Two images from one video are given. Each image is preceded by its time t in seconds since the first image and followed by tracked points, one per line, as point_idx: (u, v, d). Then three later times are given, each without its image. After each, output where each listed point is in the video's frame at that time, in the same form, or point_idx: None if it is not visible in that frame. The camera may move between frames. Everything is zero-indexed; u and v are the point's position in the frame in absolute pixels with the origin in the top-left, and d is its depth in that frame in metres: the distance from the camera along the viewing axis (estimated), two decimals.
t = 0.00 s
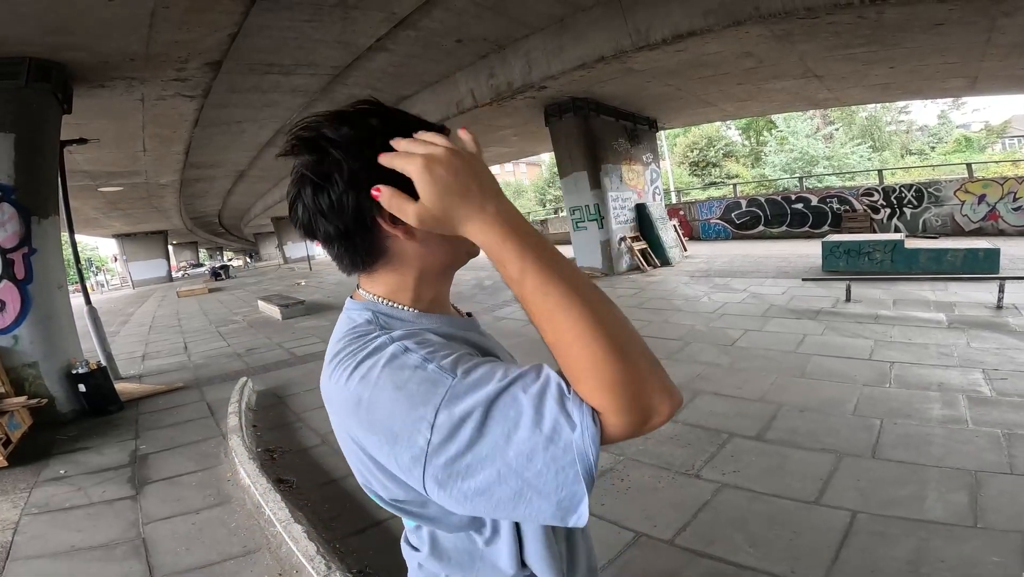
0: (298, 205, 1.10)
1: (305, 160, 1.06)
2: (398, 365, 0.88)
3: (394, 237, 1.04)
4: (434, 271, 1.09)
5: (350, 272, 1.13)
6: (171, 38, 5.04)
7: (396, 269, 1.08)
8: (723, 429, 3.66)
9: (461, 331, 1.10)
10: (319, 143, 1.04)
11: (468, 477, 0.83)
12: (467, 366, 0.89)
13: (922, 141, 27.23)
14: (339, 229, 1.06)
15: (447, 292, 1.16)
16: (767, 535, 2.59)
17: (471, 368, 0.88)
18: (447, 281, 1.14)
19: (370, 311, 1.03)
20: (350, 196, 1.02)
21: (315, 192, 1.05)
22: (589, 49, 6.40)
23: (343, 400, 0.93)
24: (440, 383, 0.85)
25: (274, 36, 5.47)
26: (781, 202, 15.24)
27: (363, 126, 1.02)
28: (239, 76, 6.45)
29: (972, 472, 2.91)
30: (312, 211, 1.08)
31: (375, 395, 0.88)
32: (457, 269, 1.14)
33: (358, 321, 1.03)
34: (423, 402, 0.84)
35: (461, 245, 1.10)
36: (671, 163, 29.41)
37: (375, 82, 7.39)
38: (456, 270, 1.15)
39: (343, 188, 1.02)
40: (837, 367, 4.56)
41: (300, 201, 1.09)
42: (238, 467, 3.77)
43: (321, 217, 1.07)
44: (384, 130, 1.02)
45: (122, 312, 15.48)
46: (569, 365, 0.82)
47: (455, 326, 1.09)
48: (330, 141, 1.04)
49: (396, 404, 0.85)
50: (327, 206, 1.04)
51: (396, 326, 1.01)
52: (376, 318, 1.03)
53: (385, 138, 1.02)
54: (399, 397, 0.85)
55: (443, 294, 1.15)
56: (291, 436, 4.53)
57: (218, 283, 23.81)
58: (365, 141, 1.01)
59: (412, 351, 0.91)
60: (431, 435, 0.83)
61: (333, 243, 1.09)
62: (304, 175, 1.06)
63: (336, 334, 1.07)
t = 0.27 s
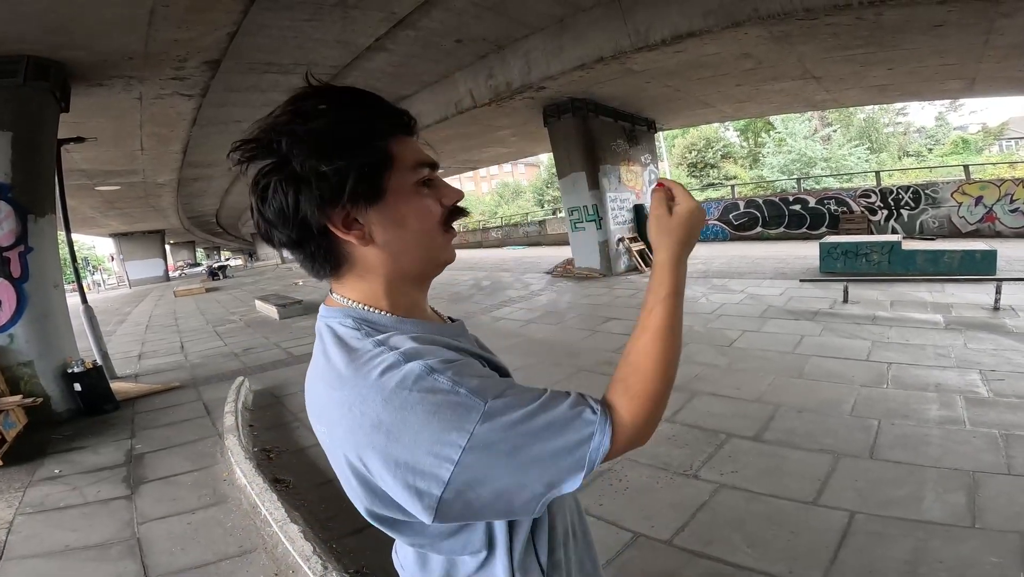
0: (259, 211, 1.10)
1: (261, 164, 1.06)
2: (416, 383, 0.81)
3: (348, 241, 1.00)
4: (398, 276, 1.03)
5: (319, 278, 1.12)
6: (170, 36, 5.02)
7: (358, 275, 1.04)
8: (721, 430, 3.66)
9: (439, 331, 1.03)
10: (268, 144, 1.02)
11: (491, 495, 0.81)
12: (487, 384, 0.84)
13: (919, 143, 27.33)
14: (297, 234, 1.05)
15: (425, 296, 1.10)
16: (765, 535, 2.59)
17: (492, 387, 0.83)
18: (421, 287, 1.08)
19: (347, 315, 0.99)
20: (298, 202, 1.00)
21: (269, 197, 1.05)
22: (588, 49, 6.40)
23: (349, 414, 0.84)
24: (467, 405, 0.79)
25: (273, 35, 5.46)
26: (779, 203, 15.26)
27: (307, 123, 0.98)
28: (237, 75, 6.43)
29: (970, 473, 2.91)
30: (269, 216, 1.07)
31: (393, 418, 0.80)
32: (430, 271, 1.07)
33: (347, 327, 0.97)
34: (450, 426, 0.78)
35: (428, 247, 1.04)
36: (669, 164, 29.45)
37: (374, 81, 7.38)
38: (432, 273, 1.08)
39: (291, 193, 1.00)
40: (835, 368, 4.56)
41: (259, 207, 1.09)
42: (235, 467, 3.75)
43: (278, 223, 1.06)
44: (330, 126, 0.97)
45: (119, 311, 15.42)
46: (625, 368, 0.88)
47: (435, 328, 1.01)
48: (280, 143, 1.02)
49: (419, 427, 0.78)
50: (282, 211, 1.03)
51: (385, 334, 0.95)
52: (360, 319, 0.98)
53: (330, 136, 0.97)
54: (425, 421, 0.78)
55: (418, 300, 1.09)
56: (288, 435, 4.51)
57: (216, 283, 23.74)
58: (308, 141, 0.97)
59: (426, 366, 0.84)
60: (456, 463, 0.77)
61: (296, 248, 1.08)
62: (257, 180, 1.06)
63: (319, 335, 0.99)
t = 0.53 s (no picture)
0: (228, 190, 1.00)
1: (242, 138, 0.95)
2: (432, 338, 0.80)
3: (336, 239, 0.95)
4: (382, 281, 1.00)
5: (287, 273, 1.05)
6: (167, 34, 5.00)
7: (340, 276, 1.00)
8: (719, 430, 3.66)
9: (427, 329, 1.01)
10: (259, 120, 0.93)
11: (530, 439, 0.79)
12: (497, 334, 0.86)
13: (916, 144, 27.41)
14: (276, 224, 0.97)
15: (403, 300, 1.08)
16: (763, 536, 2.59)
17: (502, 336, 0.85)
18: (402, 291, 1.06)
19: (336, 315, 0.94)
20: (286, 190, 0.92)
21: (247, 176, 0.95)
22: (587, 50, 6.40)
23: (372, 398, 0.79)
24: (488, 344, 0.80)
25: (272, 34, 5.44)
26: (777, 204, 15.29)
27: (311, 104, 0.90)
28: (235, 73, 6.41)
29: (967, 474, 2.91)
30: (242, 198, 0.98)
31: (420, 378, 0.77)
32: (412, 277, 1.05)
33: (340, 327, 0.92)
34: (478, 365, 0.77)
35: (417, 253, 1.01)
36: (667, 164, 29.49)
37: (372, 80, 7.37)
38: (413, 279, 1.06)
39: (277, 177, 0.92)
40: (833, 369, 4.57)
41: (231, 185, 0.99)
42: (230, 467, 3.74)
43: (253, 209, 0.97)
44: (336, 112, 0.90)
45: (116, 310, 15.38)
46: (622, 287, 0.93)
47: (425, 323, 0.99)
48: (272, 118, 0.93)
49: (448, 379, 0.76)
50: (261, 196, 0.95)
51: (381, 326, 0.92)
52: (347, 320, 0.93)
53: (335, 122, 0.90)
54: (457, 370, 0.76)
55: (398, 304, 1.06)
56: (284, 435, 4.50)
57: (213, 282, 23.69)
58: (311, 124, 0.89)
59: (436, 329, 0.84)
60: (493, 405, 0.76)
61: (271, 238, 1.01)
62: (235, 156, 0.96)
63: (318, 333, 0.92)
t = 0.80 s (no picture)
0: (238, 172, 0.91)
1: (267, 117, 0.89)
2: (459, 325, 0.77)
3: (360, 234, 0.92)
4: (392, 283, 0.98)
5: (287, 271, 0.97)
6: (171, 33, 5.01)
7: (350, 276, 0.95)
8: (721, 432, 3.64)
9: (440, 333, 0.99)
10: (291, 100, 0.89)
11: (565, 410, 0.80)
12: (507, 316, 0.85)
13: (920, 145, 27.33)
14: (291, 214, 0.90)
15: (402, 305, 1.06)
16: (765, 538, 2.58)
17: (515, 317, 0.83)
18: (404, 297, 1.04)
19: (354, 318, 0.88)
20: (316, 176, 0.87)
21: (265, 159, 0.88)
22: (590, 50, 6.39)
23: (417, 400, 0.73)
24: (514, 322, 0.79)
25: (275, 33, 5.45)
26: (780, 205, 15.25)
27: (352, 91, 0.89)
28: (237, 73, 6.41)
29: (971, 477, 2.90)
30: (255, 182, 0.90)
31: (465, 368, 0.72)
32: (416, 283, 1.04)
33: (354, 331, 0.85)
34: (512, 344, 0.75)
35: (426, 257, 1.02)
36: (669, 165, 29.46)
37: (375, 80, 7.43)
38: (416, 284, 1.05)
39: (298, 162, 0.87)
40: (836, 370, 4.55)
41: (242, 167, 0.90)
42: (230, 466, 3.75)
43: (268, 196, 0.90)
44: (374, 102, 0.90)
45: (118, 309, 15.42)
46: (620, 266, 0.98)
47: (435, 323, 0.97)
48: (307, 97, 0.89)
49: (498, 362, 0.73)
50: (282, 183, 0.88)
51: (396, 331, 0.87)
52: (360, 325, 0.87)
53: (374, 112, 0.89)
54: (502, 354, 0.73)
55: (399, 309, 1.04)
56: (285, 434, 4.50)
57: (215, 281, 23.73)
58: (352, 112, 0.88)
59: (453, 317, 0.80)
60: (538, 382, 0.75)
61: (279, 232, 0.93)
62: (255, 136, 0.89)
63: (335, 339, 0.84)
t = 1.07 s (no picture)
0: (227, 159, 0.88)
1: (262, 102, 0.86)
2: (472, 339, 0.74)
3: (358, 232, 0.90)
4: (390, 286, 0.96)
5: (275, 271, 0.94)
6: (176, 28, 5.00)
7: (345, 277, 0.93)
8: (724, 434, 3.63)
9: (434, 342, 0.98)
10: (292, 85, 0.86)
11: (576, 422, 0.79)
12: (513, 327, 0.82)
13: (926, 148, 27.19)
14: (284, 210, 0.88)
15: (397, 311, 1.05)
16: (766, 542, 2.56)
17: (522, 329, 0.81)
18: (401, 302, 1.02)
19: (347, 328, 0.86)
20: (315, 167, 0.85)
21: (260, 146, 0.85)
22: (595, 48, 6.36)
23: (435, 418, 0.69)
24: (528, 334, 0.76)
25: (280, 29, 5.45)
26: (784, 206, 15.20)
27: (360, 77, 0.88)
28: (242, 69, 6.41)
29: (974, 481, 2.88)
30: (246, 170, 0.87)
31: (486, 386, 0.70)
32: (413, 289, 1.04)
33: (353, 344, 0.82)
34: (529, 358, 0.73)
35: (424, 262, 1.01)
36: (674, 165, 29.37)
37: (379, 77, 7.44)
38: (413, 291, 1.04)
39: (298, 153, 0.84)
40: (839, 373, 4.53)
41: (233, 154, 0.87)
42: (228, 464, 3.75)
43: (259, 189, 0.87)
44: (383, 92, 0.88)
45: (122, 303, 15.45)
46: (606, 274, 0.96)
47: (433, 331, 0.96)
48: (313, 82, 0.87)
49: (518, 375, 0.70)
50: (278, 174, 0.85)
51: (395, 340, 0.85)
52: (356, 336, 0.84)
53: (382, 103, 0.88)
54: (521, 366, 0.71)
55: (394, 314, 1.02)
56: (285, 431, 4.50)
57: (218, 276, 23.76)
58: (359, 99, 0.86)
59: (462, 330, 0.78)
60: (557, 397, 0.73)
61: (270, 227, 0.90)
62: (250, 121, 0.86)
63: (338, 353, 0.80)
